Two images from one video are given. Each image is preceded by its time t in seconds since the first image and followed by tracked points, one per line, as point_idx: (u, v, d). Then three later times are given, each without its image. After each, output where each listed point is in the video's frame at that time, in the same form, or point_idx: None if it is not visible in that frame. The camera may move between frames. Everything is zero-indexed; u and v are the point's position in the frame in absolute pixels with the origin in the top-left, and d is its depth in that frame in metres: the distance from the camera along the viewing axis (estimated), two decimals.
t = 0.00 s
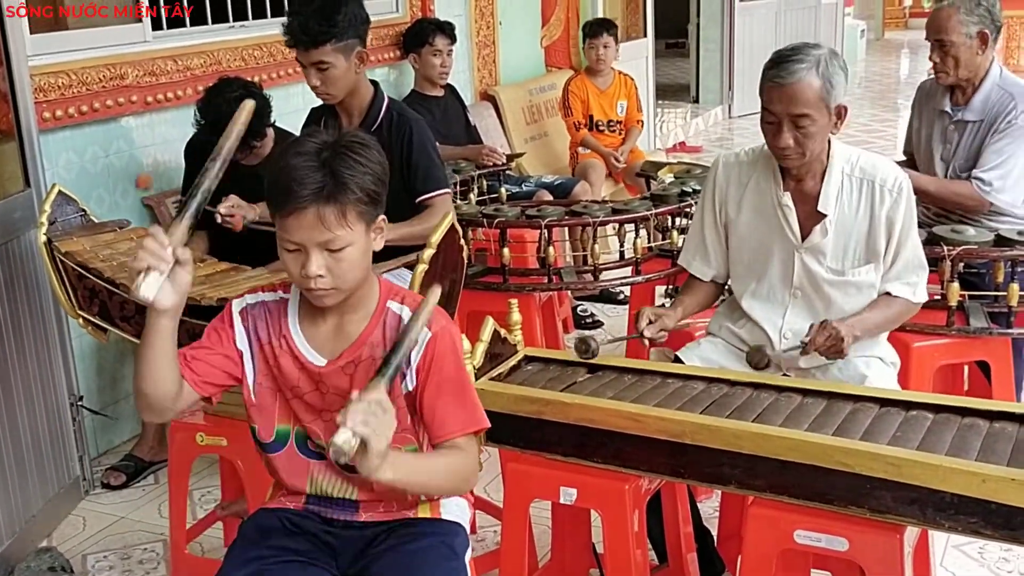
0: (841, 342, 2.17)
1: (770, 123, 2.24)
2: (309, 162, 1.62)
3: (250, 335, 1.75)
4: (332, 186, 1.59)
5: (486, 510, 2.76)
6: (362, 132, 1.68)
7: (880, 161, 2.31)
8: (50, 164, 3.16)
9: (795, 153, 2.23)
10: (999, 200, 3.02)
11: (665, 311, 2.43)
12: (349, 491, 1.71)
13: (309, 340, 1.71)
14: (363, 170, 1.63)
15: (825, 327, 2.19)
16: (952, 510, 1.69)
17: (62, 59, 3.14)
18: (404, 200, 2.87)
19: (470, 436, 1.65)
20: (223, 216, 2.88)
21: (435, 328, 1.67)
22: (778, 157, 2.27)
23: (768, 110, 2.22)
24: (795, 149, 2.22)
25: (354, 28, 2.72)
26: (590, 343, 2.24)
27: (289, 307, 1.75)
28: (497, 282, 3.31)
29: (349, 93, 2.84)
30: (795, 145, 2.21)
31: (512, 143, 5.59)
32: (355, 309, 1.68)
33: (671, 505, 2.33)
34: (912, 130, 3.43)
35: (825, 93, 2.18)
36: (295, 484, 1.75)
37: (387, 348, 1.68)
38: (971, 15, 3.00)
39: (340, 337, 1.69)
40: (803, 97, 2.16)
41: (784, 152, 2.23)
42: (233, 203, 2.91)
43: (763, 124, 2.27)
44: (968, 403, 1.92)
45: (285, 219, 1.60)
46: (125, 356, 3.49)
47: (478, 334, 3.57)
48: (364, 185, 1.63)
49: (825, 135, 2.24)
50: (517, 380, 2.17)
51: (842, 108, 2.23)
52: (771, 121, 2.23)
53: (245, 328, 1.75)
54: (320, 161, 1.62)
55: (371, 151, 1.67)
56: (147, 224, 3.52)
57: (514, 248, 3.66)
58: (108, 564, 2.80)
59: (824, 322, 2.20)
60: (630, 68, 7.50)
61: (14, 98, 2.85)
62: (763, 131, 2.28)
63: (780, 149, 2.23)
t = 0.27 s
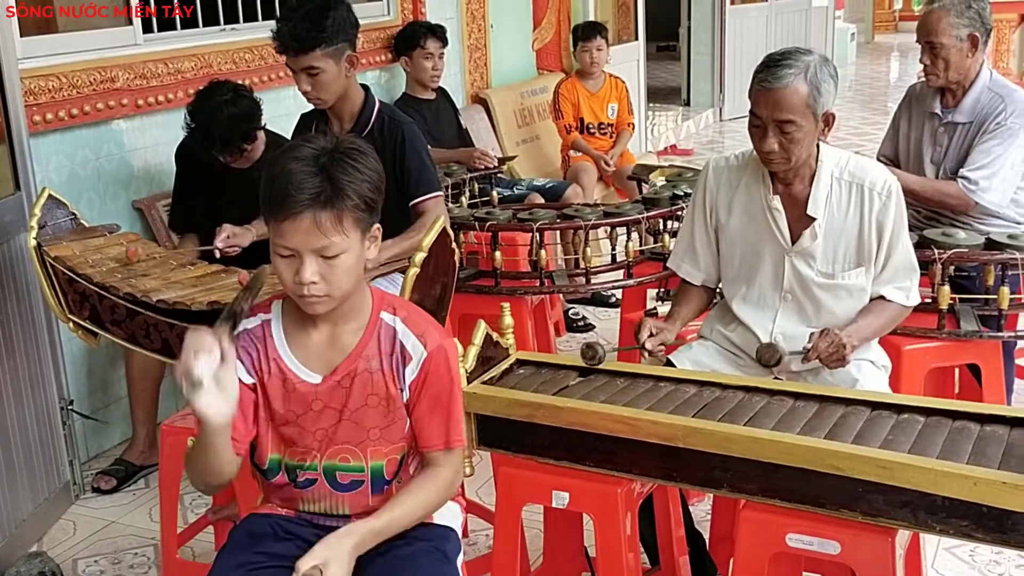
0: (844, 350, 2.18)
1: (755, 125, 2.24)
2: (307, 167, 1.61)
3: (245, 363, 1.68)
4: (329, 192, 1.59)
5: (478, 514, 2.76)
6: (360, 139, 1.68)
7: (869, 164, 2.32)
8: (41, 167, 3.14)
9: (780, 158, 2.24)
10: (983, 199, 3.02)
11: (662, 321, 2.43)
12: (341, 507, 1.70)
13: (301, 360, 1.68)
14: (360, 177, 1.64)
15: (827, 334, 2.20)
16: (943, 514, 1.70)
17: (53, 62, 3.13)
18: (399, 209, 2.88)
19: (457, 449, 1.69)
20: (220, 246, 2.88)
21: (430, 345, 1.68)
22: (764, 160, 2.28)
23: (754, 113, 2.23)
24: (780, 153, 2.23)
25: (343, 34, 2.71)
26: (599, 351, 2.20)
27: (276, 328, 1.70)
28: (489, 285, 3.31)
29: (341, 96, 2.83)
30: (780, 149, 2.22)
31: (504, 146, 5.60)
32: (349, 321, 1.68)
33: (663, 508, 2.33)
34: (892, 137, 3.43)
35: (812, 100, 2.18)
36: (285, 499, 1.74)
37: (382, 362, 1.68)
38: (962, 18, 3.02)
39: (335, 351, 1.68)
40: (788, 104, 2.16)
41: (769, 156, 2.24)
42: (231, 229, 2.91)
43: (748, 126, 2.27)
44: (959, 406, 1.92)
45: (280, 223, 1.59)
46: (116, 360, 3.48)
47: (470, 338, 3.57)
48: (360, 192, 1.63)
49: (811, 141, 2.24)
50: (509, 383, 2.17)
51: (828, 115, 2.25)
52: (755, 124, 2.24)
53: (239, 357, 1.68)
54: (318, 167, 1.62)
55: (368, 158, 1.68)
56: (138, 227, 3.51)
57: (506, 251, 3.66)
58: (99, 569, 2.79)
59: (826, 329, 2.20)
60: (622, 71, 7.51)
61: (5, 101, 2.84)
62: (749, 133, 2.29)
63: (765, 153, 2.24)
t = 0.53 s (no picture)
0: (865, 346, 2.17)
1: (746, 126, 2.25)
2: (303, 167, 1.61)
3: (238, 373, 1.71)
4: (327, 191, 1.59)
5: (471, 516, 2.76)
6: (355, 138, 1.68)
7: (859, 165, 2.34)
8: (32, 170, 3.14)
9: (770, 159, 2.24)
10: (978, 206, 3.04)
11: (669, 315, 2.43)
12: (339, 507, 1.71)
13: (295, 366, 1.68)
14: (357, 175, 1.64)
15: (847, 335, 2.17)
16: (934, 515, 1.70)
17: (44, 64, 3.13)
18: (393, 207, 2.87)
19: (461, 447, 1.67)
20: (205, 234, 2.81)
21: (423, 343, 1.66)
22: (754, 162, 2.28)
23: (745, 114, 2.23)
24: (770, 154, 2.23)
25: (331, 40, 2.70)
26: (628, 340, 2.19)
27: (270, 334, 1.71)
28: (482, 287, 3.31)
29: (331, 101, 2.82)
30: (771, 150, 2.23)
31: (496, 148, 5.60)
32: (342, 321, 1.68)
33: (655, 510, 2.34)
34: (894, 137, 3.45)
35: (803, 102, 2.19)
36: (286, 502, 1.75)
37: (375, 361, 1.67)
38: (954, 21, 3.03)
39: (327, 351, 1.68)
40: (779, 105, 2.17)
41: (759, 158, 2.25)
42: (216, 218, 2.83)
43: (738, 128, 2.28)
44: (951, 408, 1.93)
45: (278, 223, 1.59)
46: (107, 363, 3.47)
47: (463, 340, 3.56)
48: (358, 190, 1.63)
49: (802, 143, 2.25)
50: (502, 386, 2.17)
51: (819, 116, 2.25)
52: (746, 125, 2.24)
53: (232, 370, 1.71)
54: (315, 166, 1.62)
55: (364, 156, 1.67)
56: (129, 229, 3.50)
57: (498, 253, 3.66)
58: (91, 572, 2.78)
59: (844, 329, 2.18)
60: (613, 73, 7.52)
61: None
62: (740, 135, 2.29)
63: (755, 154, 2.24)
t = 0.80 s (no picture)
0: (847, 370, 2.18)
1: (740, 128, 2.25)
2: (309, 174, 1.61)
3: (229, 361, 1.73)
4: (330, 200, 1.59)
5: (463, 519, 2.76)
6: (357, 144, 1.68)
7: (851, 168, 2.34)
8: (22, 172, 3.12)
9: (765, 161, 2.24)
10: (966, 210, 3.07)
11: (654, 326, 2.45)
12: (327, 505, 1.71)
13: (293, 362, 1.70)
14: (359, 183, 1.64)
15: (831, 359, 2.20)
16: (926, 517, 1.71)
17: (34, 67, 3.12)
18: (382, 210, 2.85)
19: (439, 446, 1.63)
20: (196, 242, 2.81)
21: (419, 338, 1.67)
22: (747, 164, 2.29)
23: (740, 116, 2.24)
24: (764, 157, 2.24)
25: (321, 43, 2.70)
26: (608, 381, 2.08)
27: (270, 328, 1.72)
28: (473, 289, 3.31)
29: (320, 104, 2.82)
30: (765, 153, 2.23)
31: (487, 150, 5.60)
32: (339, 321, 1.67)
33: (647, 512, 2.34)
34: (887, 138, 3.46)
35: (797, 104, 2.19)
36: (273, 503, 1.74)
37: (370, 359, 1.67)
38: (946, 24, 3.04)
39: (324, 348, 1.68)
40: (773, 108, 2.18)
41: (753, 160, 2.25)
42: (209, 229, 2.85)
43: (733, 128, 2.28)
44: (942, 409, 1.94)
45: (281, 231, 1.59)
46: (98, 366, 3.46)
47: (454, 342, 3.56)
48: (359, 199, 1.64)
49: (795, 146, 2.25)
50: (494, 388, 2.17)
51: (813, 119, 2.26)
52: (741, 128, 2.24)
53: (225, 358, 1.73)
54: (318, 174, 1.61)
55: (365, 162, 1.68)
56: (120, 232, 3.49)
57: (489, 255, 3.66)
58: None
59: (829, 352, 2.20)
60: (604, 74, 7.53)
61: None
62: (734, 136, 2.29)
63: (750, 156, 2.25)
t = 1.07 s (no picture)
0: (817, 365, 2.17)
1: (732, 133, 2.26)
2: (303, 176, 1.61)
3: (219, 349, 1.72)
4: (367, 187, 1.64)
5: (455, 522, 2.76)
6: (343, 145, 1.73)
7: (841, 172, 2.35)
8: (12, 175, 3.12)
9: (755, 167, 2.25)
10: (947, 214, 3.07)
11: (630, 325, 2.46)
12: (320, 504, 1.71)
13: (276, 361, 1.69)
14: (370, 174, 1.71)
15: (800, 354, 2.18)
16: (917, 519, 1.71)
17: (24, 69, 3.11)
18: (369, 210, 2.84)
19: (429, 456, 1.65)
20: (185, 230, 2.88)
21: (402, 349, 1.66)
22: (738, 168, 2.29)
23: (732, 122, 2.24)
24: (755, 162, 2.24)
25: (319, 40, 2.71)
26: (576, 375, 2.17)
27: (256, 326, 1.72)
28: (465, 292, 3.31)
29: (315, 103, 2.83)
30: (756, 159, 2.24)
31: (478, 152, 5.60)
32: (320, 332, 1.67)
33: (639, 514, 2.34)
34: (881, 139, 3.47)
35: (790, 112, 2.20)
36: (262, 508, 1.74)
37: (354, 368, 1.67)
38: (936, 28, 3.05)
39: (307, 360, 1.68)
40: (766, 116, 2.18)
41: (744, 165, 2.26)
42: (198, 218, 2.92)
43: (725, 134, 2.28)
44: (932, 411, 1.94)
45: (328, 220, 1.60)
46: (88, 369, 3.45)
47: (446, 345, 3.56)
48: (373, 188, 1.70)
49: (786, 152, 2.26)
50: (486, 392, 2.17)
51: (805, 126, 2.26)
52: (734, 133, 2.25)
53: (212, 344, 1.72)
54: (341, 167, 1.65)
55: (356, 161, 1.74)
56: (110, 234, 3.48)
57: (481, 258, 3.66)
58: None
59: (800, 348, 2.19)
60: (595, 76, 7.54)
61: None
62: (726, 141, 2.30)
63: (741, 162, 2.25)
